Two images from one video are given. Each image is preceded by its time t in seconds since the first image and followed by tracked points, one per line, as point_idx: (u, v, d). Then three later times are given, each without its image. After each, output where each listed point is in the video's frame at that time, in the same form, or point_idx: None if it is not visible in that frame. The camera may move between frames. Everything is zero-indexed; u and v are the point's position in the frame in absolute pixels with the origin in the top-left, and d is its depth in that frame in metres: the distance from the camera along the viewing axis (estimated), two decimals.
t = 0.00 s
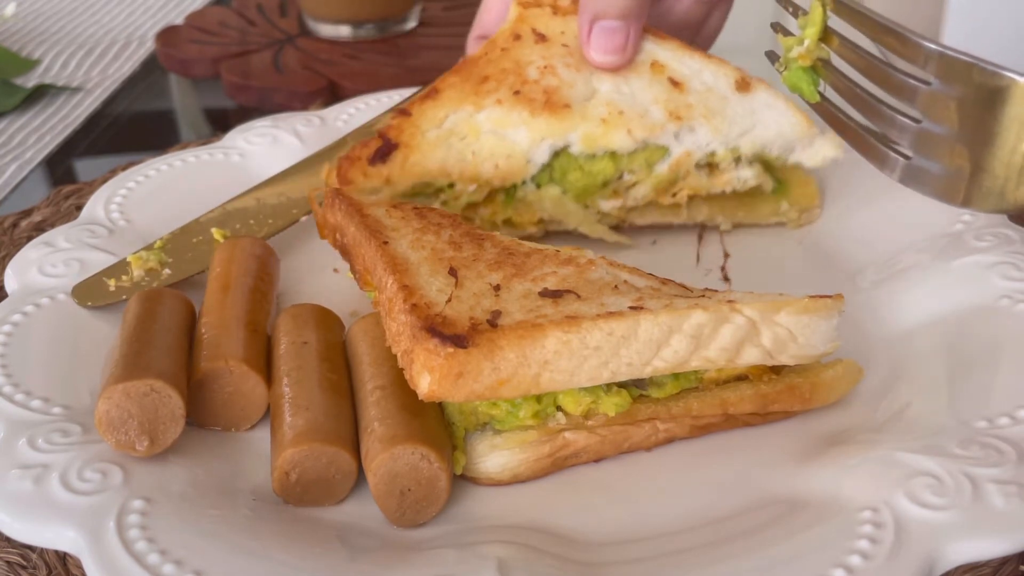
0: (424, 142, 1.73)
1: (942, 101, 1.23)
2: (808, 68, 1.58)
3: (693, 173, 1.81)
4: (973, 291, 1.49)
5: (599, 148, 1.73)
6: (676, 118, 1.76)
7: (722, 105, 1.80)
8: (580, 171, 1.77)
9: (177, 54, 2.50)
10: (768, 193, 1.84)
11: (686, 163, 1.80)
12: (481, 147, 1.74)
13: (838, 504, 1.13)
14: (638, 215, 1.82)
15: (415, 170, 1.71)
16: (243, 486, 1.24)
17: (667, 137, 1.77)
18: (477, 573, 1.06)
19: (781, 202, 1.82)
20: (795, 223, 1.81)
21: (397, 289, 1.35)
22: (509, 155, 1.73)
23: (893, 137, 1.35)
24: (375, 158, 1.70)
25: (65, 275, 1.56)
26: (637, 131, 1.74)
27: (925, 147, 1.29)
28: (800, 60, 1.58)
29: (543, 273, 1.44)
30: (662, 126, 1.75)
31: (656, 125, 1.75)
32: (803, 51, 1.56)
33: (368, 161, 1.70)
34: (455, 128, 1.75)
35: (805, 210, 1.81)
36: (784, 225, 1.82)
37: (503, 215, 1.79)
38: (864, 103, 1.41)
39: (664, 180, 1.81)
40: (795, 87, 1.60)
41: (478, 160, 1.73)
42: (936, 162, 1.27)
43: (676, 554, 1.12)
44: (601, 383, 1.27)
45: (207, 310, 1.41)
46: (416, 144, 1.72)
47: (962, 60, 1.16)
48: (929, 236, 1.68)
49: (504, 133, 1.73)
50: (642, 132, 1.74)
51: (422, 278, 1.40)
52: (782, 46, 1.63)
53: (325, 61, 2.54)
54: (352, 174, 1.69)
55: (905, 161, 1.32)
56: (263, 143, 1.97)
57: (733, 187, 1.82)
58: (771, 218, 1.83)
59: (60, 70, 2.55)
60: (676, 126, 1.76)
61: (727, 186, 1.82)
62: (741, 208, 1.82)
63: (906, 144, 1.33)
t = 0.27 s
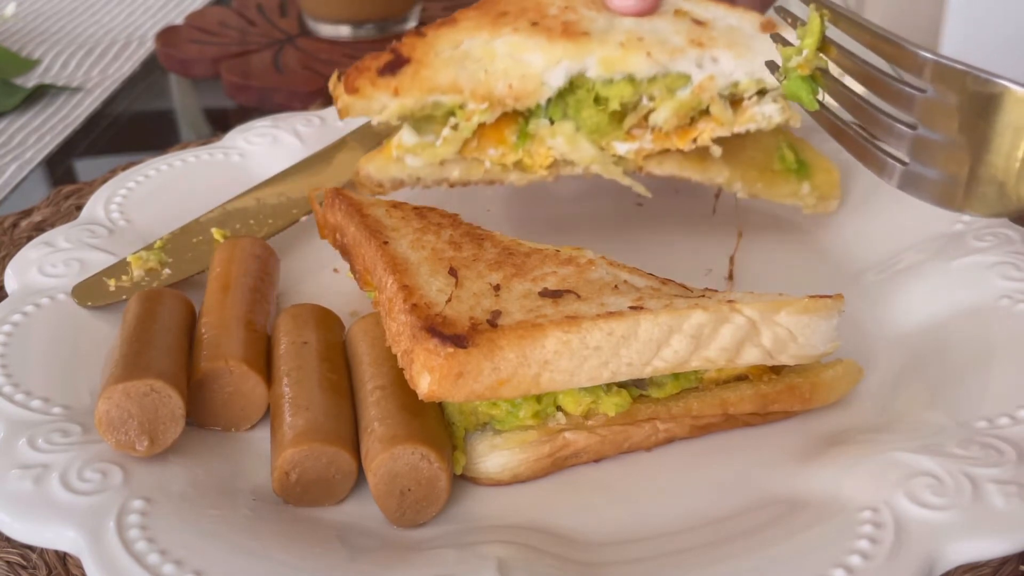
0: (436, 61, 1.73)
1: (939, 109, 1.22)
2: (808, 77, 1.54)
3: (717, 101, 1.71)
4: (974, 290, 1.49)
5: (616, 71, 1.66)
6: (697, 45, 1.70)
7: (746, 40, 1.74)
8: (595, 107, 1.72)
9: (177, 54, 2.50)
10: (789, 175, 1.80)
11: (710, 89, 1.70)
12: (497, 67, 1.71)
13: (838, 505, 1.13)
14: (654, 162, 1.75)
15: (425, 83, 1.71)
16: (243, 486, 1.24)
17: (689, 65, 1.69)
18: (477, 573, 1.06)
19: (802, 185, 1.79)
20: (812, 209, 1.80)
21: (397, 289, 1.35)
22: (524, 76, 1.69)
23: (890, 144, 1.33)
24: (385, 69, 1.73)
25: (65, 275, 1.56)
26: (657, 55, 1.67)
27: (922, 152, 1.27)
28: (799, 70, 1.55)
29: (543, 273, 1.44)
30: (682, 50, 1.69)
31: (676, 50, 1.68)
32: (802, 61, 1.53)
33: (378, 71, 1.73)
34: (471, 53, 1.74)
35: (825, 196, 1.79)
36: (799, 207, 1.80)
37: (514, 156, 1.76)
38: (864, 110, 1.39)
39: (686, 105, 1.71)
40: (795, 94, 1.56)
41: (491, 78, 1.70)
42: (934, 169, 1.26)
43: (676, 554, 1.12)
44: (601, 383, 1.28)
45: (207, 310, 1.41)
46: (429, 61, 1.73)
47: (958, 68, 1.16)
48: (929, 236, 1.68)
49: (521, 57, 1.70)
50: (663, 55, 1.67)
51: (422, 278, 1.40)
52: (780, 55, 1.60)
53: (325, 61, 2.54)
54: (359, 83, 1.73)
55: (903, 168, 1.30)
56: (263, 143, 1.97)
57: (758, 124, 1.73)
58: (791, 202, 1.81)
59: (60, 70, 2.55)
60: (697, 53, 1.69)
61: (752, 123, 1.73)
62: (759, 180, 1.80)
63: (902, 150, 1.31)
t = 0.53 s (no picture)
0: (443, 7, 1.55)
1: (978, 133, 1.10)
2: (830, 100, 1.46)
3: (733, 64, 1.55)
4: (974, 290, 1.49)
5: (629, 27, 1.50)
6: (712, 5, 1.53)
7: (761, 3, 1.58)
8: (601, 70, 1.55)
9: (177, 54, 2.50)
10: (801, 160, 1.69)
11: (726, 49, 1.55)
12: (505, 19, 1.52)
13: (838, 504, 1.13)
14: (664, 131, 1.59)
15: (429, 28, 1.53)
16: (243, 486, 1.24)
17: (704, 24, 1.52)
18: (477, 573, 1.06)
19: (815, 171, 1.69)
20: (824, 197, 1.71)
21: (397, 289, 1.35)
22: (532, 26, 1.50)
23: (921, 168, 1.21)
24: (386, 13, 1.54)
25: (65, 275, 1.56)
26: (672, 11, 1.50)
27: (952, 178, 1.16)
28: (821, 92, 1.47)
29: (543, 273, 1.44)
30: (697, 9, 1.51)
31: (691, 8, 1.51)
32: (825, 83, 1.46)
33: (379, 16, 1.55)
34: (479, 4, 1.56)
35: (837, 189, 1.71)
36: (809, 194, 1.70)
37: (516, 121, 1.57)
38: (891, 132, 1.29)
39: (701, 62, 1.55)
40: (816, 120, 1.47)
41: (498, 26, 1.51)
42: (962, 194, 1.14)
43: (676, 554, 1.12)
44: (601, 383, 1.28)
45: (207, 310, 1.41)
46: (434, 7, 1.55)
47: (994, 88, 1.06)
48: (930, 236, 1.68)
49: (529, 8, 1.51)
50: (677, 12, 1.50)
51: (422, 278, 1.40)
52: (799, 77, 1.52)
53: (325, 61, 2.54)
54: (361, 21, 1.56)
55: (933, 194, 1.19)
56: (263, 143, 1.96)
57: (774, 94, 1.56)
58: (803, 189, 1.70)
59: (60, 70, 2.55)
60: (713, 12, 1.52)
61: (768, 92, 1.55)
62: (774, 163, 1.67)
63: (934, 175, 1.19)
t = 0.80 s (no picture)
0: None
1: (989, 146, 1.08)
2: (840, 117, 1.36)
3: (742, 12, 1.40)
4: (975, 290, 1.49)
5: None
6: None
7: None
8: None
9: (177, 53, 2.50)
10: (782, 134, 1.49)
11: None
12: None
13: (838, 504, 1.13)
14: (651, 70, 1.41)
15: None
16: (243, 485, 1.24)
17: None
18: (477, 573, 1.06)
19: (796, 155, 1.49)
20: (799, 179, 1.50)
21: (397, 289, 1.35)
22: None
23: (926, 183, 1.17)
24: None
25: (65, 274, 1.56)
26: None
27: (962, 192, 1.14)
28: (829, 109, 1.36)
29: (543, 273, 1.44)
30: None
31: None
32: (833, 100, 1.35)
33: None
34: None
35: (815, 176, 1.51)
36: (783, 175, 1.51)
37: (505, 28, 1.40)
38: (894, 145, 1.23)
39: None
40: (826, 137, 1.37)
41: None
42: (974, 208, 1.13)
43: (675, 554, 1.12)
44: (601, 383, 1.28)
45: (207, 310, 1.41)
46: None
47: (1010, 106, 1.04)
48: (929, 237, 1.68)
49: None
50: None
51: (422, 278, 1.40)
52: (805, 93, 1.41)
53: (326, 61, 2.54)
54: None
55: (943, 209, 1.17)
56: (263, 143, 1.96)
57: (773, 62, 1.42)
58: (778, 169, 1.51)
59: (60, 70, 2.55)
60: None
61: (767, 59, 1.41)
62: (757, 136, 1.47)
63: (943, 190, 1.16)
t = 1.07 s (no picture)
0: None
1: (992, 125, 1.10)
2: (842, 97, 1.39)
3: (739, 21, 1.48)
4: (975, 290, 1.49)
5: None
6: None
7: None
8: None
9: (177, 54, 2.50)
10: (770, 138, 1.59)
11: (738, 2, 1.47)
12: None
13: (838, 504, 1.13)
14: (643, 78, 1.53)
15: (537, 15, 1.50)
16: (243, 486, 1.24)
17: None
18: (477, 573, 1.06)
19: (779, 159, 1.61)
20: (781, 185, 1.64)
21: (397, 289, 1.35)
22: None
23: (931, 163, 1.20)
24: None
25: (65, 274, 1.56)
26: None
27: (964, 172, 1.16)
28: (833, 89, 1.39)
29: (543, 273, 1.44)
30: None
31: None
32: (837, 80, 1.37)
33: None
34: None
35: (796, 183, 1.65)
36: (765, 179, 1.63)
37: (508, 8, 1.51)
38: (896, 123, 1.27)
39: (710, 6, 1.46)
40: (828, 117, 1.42)
41: None
42: (975, 186, 1.15)
43: (676, 554, 1.12)
44: (601, 383, 1.28)
45: (207, 311, 1.41)
46: None
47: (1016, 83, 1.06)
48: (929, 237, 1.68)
49: None
50: None
51: (422, 278, 1.40)
52: (812, 77, 1.46)
53: (325, 61, 2.54)
54: None
55: (945, 189, 1.18)
56: (263, 143, 1.96)
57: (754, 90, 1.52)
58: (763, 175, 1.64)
59: (60, 70, 2.55)
60: None
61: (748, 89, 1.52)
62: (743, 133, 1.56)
63: (947, 170, 1.18)
